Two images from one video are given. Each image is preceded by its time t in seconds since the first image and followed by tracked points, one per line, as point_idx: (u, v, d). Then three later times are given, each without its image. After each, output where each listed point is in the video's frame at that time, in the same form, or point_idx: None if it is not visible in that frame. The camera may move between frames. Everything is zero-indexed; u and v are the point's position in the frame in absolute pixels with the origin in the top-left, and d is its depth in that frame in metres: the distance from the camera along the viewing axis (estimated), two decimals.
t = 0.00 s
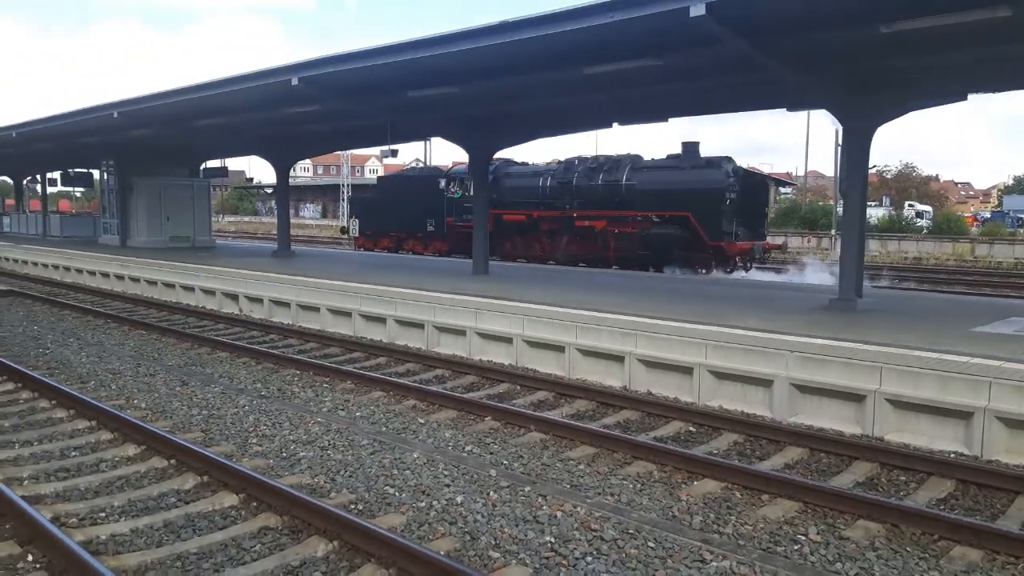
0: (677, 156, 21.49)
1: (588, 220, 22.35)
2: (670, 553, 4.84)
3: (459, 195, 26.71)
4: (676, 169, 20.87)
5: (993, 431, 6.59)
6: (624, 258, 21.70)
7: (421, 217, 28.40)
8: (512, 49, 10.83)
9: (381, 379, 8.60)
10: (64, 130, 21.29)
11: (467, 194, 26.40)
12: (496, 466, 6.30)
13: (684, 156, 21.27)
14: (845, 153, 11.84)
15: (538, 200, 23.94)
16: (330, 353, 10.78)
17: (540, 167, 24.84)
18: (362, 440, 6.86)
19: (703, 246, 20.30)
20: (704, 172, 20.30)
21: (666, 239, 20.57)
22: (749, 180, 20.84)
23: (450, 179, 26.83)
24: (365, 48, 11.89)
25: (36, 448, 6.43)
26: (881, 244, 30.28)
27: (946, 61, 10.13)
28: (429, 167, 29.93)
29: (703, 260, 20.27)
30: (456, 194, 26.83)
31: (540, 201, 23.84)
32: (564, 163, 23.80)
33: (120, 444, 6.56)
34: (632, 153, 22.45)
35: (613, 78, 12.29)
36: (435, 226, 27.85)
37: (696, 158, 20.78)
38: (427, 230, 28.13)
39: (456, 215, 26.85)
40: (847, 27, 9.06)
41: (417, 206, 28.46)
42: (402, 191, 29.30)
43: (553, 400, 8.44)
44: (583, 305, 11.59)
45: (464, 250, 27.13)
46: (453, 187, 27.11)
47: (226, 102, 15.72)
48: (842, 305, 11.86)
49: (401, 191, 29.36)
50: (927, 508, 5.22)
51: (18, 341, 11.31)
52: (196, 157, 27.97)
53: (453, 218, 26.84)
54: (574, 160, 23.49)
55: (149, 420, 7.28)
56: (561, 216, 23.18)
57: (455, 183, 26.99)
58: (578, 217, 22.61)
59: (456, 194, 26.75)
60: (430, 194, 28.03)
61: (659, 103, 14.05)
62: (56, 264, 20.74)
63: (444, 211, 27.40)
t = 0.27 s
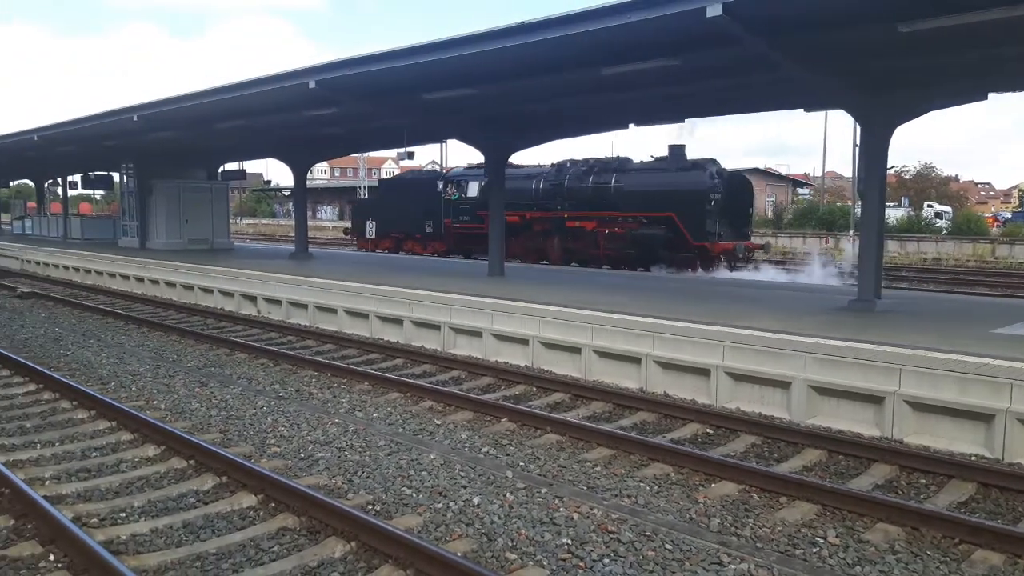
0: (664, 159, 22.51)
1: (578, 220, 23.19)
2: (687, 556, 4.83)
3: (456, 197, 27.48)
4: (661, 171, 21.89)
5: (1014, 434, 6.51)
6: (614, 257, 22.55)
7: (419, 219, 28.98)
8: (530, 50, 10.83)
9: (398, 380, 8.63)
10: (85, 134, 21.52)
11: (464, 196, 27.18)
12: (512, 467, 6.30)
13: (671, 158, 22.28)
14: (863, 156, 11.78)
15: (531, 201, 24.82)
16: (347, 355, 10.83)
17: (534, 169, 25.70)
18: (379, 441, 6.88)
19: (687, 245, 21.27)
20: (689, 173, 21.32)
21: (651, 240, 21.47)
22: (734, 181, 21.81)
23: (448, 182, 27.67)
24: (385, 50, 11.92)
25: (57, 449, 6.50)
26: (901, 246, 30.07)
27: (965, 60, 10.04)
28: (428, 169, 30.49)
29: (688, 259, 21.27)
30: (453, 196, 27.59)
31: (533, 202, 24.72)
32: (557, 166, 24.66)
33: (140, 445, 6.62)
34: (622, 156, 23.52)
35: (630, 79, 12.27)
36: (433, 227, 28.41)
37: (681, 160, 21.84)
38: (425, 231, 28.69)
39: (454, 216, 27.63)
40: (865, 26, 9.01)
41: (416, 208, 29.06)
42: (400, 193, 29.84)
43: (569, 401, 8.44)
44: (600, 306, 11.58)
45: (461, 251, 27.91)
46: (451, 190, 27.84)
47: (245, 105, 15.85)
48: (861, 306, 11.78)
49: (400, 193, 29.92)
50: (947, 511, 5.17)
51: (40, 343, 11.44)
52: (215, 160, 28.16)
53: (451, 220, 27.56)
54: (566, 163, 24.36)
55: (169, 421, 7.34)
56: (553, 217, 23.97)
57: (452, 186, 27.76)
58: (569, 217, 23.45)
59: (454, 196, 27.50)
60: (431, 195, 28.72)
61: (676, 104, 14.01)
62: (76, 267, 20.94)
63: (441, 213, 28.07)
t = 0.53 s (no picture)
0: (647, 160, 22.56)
1: (565, 222, 23.35)
2: (702, 558, 4.81)
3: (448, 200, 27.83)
4: (644, 173, 21.97)
5: None
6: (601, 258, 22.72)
7: (415, 221, 29.50)
8: (541, 53, 10.83)
9: (410, 383, 8.64)
10: (100, 140, 21.68)
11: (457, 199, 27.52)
12: (525, 469, 6.30)
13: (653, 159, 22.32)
14: (877, 156, 11.72)
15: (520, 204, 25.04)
16: (361, 358, 10.86)
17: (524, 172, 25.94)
18: (393, 443, 6.90)
19: (669, 246, 21.43)
20: (671, 175, 21.44)
21: (635, 241, 21.62)
22: (714, 182, 21.98)
23: (441, 185, 27.98)
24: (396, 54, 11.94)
25: (73, 453, 6.55)
26: (916, 245, 29.83)
27: (979, 57, 9.96)
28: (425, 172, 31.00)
29: (670, 259, 21.45)
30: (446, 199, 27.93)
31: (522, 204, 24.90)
32: (545, 168, 24.86)
33: (155, 449, 6.66)
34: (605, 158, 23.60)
35: (641, 80, 12.26)
36: (429, 229, 28.93)
37: (663, 162, 21.87)
38: (421, 233, 29.20)
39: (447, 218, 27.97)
40: (877, 24, 8.96)
41: (411, 211, 29.57)
42: (398, 195, 30.41)
43: (582, 403, 8.42)
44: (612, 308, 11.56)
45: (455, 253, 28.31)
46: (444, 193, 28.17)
47: (258, 110, 15.94)
48: (875, 306, 11.71)
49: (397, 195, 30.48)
50: (964, 512, 5.13)
51: (56, 347, 11.53)
52: (228, 165, 28.30)
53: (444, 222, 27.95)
54: (554, 165, 24.56)
55: (183, 425, 7.38)
56: (541, 219, 24.13)
57: (445, 189, 28.09)
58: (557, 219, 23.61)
59: (446, 199, 27.86)
60: (426, 198, 29.06)
61: (688, 104, 13.98)
62: (92, 271, 21.10)
63: (436, 215, 28.50)
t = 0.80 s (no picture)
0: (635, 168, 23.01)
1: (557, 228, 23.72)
2: (720, 565, 4.79)
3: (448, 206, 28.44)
4: (632, 180, 22.35)
5: None
6: (592, 263, 23.07)
7: (415, 227, 30.07)
8: (559, 58, 10.84)
9: (427, 388, 8.67)
10: (121, 147, 21.90)
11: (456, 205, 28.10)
12: (541, 475, 6.30)
13: (641, 167, 22.75)
14: (896, 160, 11.65)
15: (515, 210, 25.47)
16: (379, 363, 10.89)
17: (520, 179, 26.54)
18: (410, 449, 6.91)
19: (656, 250, 21.73)
20: (658, 181, 21.74)
21: (622, 246, 21.92)
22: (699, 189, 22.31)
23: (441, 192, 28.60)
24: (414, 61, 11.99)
25: (94, 457, 6.62)
26: (936, 249, 29.57)
27: (1000, 60, 9.88)
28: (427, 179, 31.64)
29: (657, 263, 21.78)
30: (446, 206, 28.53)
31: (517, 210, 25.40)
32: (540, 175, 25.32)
33: (174, 453, 6.71)
34: (596, 166, 23.96)
35: (659, 85, 12.24)
36: (428, 234, 29.49)
37: (650, 169, 22.26)
38: (420, 238, 29.76)
39: (446, 224, 28.52)
40: (897, 28, 8.90)
41: (412, 217, 30.17)
42: (400, 202, 31.05)
43: (599, 409, 8.41)
44: (630, 313, 11.54)
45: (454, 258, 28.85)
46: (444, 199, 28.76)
47: (276, 117, 16.04)
48: (896, 313, 11.61)
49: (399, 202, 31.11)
50: (985, 520, 5.07)
51: (77, 352, 11.64)
52: (247, 171, 28.51)
53: (444, 227, 28.50)
54: (548, 172, 25.03)
55: (203, 430, 7.43)
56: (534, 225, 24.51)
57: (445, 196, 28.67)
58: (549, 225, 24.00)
59: (445, 205, 28.47)
60: (427, 206, 29.57)
61: (705, 109, 13.95)
62: (112, 277, 21.30)
63: (436, 221, 29.06)
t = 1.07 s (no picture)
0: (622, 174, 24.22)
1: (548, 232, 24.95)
2: (737, 571, 4.77)
3: (445, 211, 28.84)
4: (620, 186, 23.56)
5: None
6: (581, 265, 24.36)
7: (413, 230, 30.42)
8: (576, 62, 10.81)
9: (442, 392, 8.69)
10: (140, 152, 22.11)
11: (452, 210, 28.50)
12: (556, 480, 6.29)
13: (629, 173, 23.92)
14: (913, 163, 11.58)
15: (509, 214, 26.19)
16: (394, 367, 10.92)
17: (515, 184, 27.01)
18: (425, 452, 6.93)
19: (642, 253, 23.04)
20: (644, 188, 23.03)
21: (610, 249, 23.25)
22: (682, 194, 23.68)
23: (438, 197, 29.00)
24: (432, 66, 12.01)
25: (113, 459, 6.67)
26: (954, 254, 29.36)
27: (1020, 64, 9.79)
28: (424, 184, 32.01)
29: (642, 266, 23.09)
30: (443, 210, 28.92)
31: (512, 215, 26.10)
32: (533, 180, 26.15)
33: (192, 456, 6.76)
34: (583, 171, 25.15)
35: (675, 90, 12.21)
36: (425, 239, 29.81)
37: (638, 176, 23.49)
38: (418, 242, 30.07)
39: (443, 229, 28.88)
40: (915, 31, 8.84)
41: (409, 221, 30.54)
42: (398, 207, 31.39)
43: (614, 414, 8.40)
44: (646, 318, 11.53)
45: (451, 262, 29.20)
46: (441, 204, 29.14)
47: (293, 122, 16.14)
48: (913, 317, 11.53)
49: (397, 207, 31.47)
50: (1006, 528, 5.02)
51: (96, 356, 11.75)
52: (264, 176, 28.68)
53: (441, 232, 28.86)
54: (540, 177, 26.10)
55: (220, 433, 7.47)
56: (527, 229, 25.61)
57: (442, 201, 29.06)
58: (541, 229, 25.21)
59: (443, 210, 28.88)
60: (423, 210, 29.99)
61: (721, 113, 13.91)
62: (131, 281, 21.48)
63: (433, 225, 29.39)
